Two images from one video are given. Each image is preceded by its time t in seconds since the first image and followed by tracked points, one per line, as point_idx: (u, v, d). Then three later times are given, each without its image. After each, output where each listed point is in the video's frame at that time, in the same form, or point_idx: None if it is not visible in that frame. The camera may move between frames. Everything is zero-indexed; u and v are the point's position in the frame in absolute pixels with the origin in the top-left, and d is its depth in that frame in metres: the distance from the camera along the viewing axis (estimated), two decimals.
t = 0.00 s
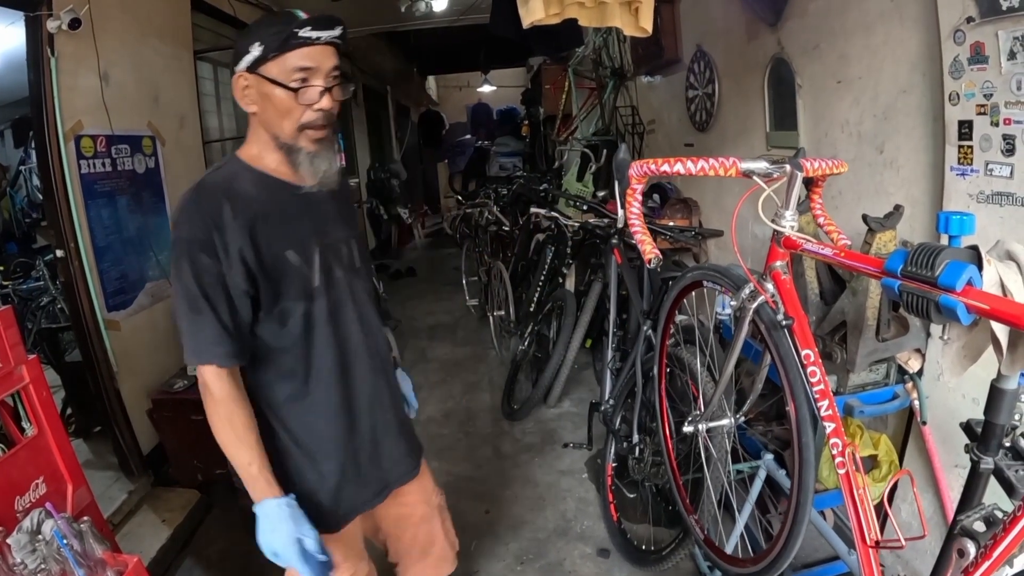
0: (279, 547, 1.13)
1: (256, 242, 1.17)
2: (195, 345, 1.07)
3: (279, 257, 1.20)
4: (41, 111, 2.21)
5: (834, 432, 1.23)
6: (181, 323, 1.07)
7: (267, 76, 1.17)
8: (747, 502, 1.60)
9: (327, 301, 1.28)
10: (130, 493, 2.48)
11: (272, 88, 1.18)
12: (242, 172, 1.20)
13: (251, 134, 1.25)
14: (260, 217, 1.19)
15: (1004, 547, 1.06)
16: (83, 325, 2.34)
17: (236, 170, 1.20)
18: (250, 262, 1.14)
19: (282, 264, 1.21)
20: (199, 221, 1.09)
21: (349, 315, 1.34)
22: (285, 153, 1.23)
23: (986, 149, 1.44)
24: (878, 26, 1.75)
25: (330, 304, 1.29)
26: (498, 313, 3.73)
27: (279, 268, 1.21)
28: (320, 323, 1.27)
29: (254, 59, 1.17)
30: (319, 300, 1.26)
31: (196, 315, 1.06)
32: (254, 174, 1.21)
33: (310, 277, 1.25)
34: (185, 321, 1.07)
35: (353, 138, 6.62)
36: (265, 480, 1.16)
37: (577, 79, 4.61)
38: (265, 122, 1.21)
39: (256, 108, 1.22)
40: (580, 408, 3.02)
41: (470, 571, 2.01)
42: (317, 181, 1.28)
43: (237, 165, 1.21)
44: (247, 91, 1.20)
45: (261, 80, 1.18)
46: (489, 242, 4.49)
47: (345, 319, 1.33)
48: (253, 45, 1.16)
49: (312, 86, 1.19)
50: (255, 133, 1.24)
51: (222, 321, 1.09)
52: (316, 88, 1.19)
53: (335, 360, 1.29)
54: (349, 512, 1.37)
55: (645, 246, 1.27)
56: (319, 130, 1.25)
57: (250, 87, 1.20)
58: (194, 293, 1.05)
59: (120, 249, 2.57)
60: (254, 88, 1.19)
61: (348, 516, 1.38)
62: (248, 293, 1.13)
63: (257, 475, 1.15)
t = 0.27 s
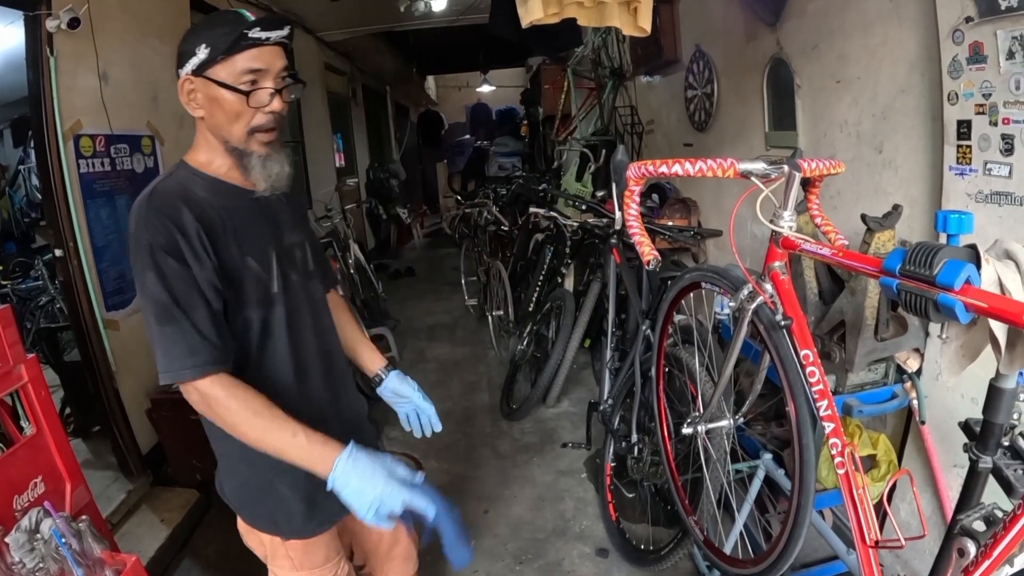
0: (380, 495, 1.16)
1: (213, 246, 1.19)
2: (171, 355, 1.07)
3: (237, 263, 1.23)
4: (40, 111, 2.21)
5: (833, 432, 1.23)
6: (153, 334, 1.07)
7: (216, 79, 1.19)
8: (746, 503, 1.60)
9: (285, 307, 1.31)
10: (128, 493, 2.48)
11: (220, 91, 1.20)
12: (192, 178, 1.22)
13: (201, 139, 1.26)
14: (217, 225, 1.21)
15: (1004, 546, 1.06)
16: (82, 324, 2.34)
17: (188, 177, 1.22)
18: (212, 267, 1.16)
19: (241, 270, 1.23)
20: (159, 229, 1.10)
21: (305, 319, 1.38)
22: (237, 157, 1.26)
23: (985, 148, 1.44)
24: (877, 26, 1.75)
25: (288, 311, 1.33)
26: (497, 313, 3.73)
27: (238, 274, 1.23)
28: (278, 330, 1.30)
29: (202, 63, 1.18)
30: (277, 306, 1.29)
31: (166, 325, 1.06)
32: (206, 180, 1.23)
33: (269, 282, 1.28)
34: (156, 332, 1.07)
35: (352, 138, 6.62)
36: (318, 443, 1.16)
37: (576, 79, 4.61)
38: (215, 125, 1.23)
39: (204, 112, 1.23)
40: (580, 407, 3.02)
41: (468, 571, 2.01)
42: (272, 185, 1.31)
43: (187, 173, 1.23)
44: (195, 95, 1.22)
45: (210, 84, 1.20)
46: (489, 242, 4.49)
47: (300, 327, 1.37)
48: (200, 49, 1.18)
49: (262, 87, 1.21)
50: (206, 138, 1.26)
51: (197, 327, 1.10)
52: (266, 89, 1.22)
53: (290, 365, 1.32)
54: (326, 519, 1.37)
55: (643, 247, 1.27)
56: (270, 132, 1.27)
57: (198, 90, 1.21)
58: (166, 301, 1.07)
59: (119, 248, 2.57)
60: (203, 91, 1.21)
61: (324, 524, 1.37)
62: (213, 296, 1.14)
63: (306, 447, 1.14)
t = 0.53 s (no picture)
0: (384, 400, 1.23)
1: (203, 250, 1.20)
2: (170, 358, 1.09)
3: (227, 266, 1.24)
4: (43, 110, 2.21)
5: (836, 433, 1.23)
6: (151, 338, 1.10)
7: (202, 80, 1.20)
8: (748, 504, 1.60)
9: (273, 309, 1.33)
10: (130, 491, 2.48)
11: (207, 91, 1.21)
12: (179, 182, 1.23)
13: (188, 139, 1.28)
14: (206, 228, 1.22)
15: (1006, 547, 1.06)
16: (85, 323, 2.35)
17: (175, 182, 1.23)
18: (204, 271, 1.17)
19: (231, 272, 1.24)
20: (151, 234, 1.12)
21: (293, 319, 1.40)
22: (225, 156, 1.27)
23: (988, 149, 1.44)
24: (879, 27, 1.75)
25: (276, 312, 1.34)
26: (499, 313, 3.74)
27: (228, 277, 1.24)
28: (266, 332, 1.31)
29: (187, 64, 1.20)
30: (266, 308, 1.31)
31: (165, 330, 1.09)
32: (193, 184, 1.24)
33: (258, 284, 1.29)
34: (155, 337, 1.10)
35: (355, 138, 6.63)
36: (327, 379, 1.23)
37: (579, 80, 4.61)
38: (203, 126, 1.24)
39: (190, 114, 1.25)
40: (581, 408, 3.02)
41: (469, 571, 2.01)
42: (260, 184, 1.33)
43: (175, 178, 1.24)
44: (180, 96, 1.23)
45: (196, 85, 1.21)
46: (491, 242, 4.50)
47: (289, 328, 1.38)
48: (187, 50, 1.19)
49: (248, 88, 1.23)
50: (192, 138, 1.27)
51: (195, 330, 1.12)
52: (253, 90, 1.24)
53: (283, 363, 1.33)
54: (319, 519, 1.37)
55: (645, 249, 1.27)
56: (256, 132, 1.29)
57: (184, 92, 1.23)
58: (163, 306, 1.09)
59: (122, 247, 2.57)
60: (189, 93, 1.22)
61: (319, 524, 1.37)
62: (206, 299, 1.16)
63: (317, 387, 1.21)
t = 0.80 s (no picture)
0: (362, 471, 1.24)
1: (213, 246, 1.21)
2: (169, 353, 1.10)
3: (237, 260, 1.24)
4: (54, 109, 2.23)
5: (842, 435, 1.22)
6: (151, 333, 1.11)
7: (214, 81, 1.21)
8: (754, 506, 1.60)
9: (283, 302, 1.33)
10: (138, 488, 2.49)
11: (219, 92, 1.22)
12: (191, 180, 1.24)
13: (200, 139, 1.29)
14: (217, 224, 1.23)
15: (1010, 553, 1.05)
16: (95, 320, 2.36)
17: (187, 178, 1.23)
18: (212, 267, 1.18)
19: (241, 266, 1.25)
20: (160, 231, 1.12)
21: (302, 313, 1.39)
22: (236, 154, 1.28)
23: (998, 152, 1.43)
24: (889, 29, 1.75)
25: (286, 306, 1.34)
26: (507, 314, 3.74)
27: (237, 272, 1.24)
28: (275, 325, 1.31)
29: (199, 66, 1.20)
30: (275, 301, 1.31)
31: (165, 325, 1.09)
32: (205, 182, 1.25)
33: (268, 277, 1.30)
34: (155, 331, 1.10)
35: (364, 138, 6.65)
36: (306, 426, 1.22)
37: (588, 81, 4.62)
38: (215, 125, 1.25)
39: (202, 114, 1.26)
40: (589, 409, 3.02)
41: (475, 570, 2.02)
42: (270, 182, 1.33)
43: (187, 175, 1.24)
44: (193, 97, 1.24)
45: (208, 86, 1.22)
46: (500, 243, 4.50)
47: (299, 323, 1.38)
48: (199, 52, 1.20)
49: (259, 88, 1.24)
50: (204, 137, 1.28)
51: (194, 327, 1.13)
52: (264, 90, 1.25)
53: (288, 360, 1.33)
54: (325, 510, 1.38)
55: (653, 249, 1.27)
56: (267, 131, 1.30)
57: (196, 93, 1.24)
58: (164, 302, 1.09)
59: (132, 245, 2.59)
60: (201, 94, 1.23)
61: (324, 515, 1.38)
62: (212, 296, 1.17)
63: (298, 431, 1.20)
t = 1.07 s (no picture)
0: (259, 543, 1.23)
1: (241, 241, 1.22)
2: (186, 341, 1.12)
3: (262, 255, 1.26)
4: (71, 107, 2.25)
5: (854, 443, 1.22)
6: (170, 321, 1.13)
7: (245, 79, 1.23)
8: (765, 512, 1.59)
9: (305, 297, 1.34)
10: (149, 485, 2.51)
11: (249, 90, 1.24)
12: (223, 176, 1.24)
13: (229, 139, 1.29)
14: (245, 219, 1.25)
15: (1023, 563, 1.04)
16: (108, 317, 2.38)
17: (217, 174, 1.24)
18: (236, 262, 1.20)
19: (265, 261, 1.26)
20: (189, 223, 1.14)
21: (322, 310, 1.41)
22: (265, 152, 1.29)
23: (1013, 159, 1.42)
24: (905, 34, 1.74)
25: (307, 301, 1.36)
26: (518, 316, 3.74)
27: (262, 266, 1.26)
28: (297, 319, 1.32)
29: (229, 66, 1.22)
30: (298, 295, 1.32)
31: (187, 314, 1.12)
32: (236, 178, 1.26)
33: (291, 272, 1.31)
34: (175, 319, 1.12)
35: (377, 139, 6.68)
36: (249, 475, 1.22)
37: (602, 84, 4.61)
38: (245, 123, 1.26)
39: (232, 113, 1.27)
40: (600, 412, 3.02)
41: (484, 572, 2.02)
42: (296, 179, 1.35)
43: (218, 171, 1.25)
44: (223, 97, 1.25)
45: (239, 85, 1.24)
46: (512, 245, 4.51)
47: (319, 321, 1.39)
48: (229, 53, 1.22)
49: (288, 85, 1.26)
50: (233, 137, 1.29)
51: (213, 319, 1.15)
52: (293, 86, 1.27)
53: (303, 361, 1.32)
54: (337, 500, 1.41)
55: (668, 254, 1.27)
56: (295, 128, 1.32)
57: (226, 93, 1.25)
58: (185, 292, 1.11)
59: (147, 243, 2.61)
60: (231, 93, 1.24)
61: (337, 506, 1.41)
62: (233, 290, 1.19)
63: (241, 473, 1.21)
